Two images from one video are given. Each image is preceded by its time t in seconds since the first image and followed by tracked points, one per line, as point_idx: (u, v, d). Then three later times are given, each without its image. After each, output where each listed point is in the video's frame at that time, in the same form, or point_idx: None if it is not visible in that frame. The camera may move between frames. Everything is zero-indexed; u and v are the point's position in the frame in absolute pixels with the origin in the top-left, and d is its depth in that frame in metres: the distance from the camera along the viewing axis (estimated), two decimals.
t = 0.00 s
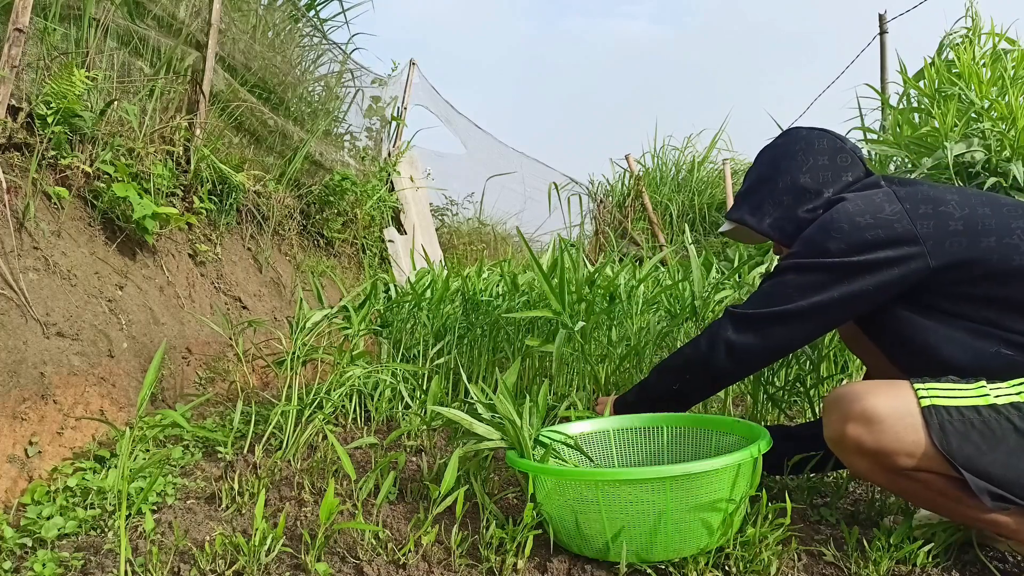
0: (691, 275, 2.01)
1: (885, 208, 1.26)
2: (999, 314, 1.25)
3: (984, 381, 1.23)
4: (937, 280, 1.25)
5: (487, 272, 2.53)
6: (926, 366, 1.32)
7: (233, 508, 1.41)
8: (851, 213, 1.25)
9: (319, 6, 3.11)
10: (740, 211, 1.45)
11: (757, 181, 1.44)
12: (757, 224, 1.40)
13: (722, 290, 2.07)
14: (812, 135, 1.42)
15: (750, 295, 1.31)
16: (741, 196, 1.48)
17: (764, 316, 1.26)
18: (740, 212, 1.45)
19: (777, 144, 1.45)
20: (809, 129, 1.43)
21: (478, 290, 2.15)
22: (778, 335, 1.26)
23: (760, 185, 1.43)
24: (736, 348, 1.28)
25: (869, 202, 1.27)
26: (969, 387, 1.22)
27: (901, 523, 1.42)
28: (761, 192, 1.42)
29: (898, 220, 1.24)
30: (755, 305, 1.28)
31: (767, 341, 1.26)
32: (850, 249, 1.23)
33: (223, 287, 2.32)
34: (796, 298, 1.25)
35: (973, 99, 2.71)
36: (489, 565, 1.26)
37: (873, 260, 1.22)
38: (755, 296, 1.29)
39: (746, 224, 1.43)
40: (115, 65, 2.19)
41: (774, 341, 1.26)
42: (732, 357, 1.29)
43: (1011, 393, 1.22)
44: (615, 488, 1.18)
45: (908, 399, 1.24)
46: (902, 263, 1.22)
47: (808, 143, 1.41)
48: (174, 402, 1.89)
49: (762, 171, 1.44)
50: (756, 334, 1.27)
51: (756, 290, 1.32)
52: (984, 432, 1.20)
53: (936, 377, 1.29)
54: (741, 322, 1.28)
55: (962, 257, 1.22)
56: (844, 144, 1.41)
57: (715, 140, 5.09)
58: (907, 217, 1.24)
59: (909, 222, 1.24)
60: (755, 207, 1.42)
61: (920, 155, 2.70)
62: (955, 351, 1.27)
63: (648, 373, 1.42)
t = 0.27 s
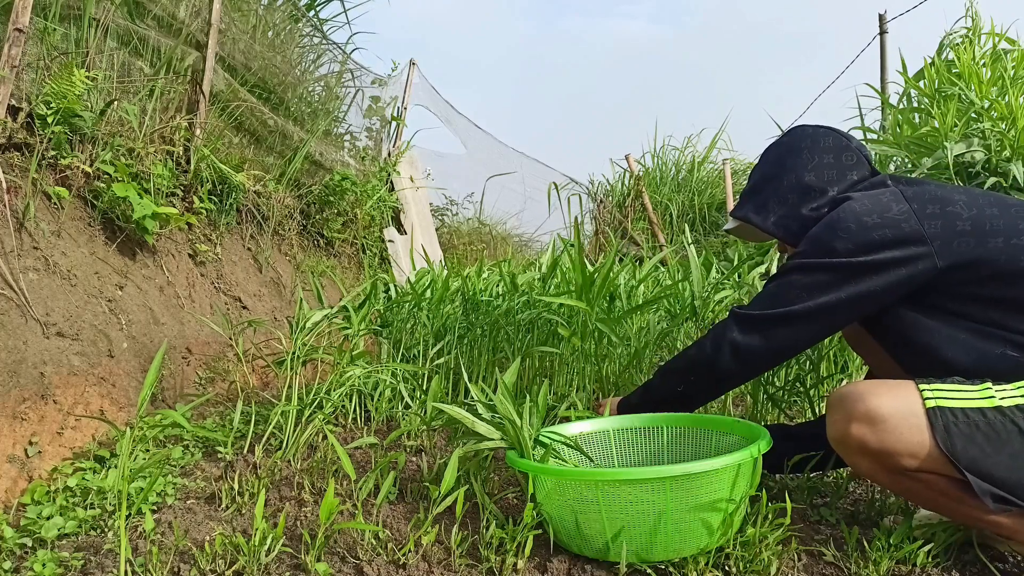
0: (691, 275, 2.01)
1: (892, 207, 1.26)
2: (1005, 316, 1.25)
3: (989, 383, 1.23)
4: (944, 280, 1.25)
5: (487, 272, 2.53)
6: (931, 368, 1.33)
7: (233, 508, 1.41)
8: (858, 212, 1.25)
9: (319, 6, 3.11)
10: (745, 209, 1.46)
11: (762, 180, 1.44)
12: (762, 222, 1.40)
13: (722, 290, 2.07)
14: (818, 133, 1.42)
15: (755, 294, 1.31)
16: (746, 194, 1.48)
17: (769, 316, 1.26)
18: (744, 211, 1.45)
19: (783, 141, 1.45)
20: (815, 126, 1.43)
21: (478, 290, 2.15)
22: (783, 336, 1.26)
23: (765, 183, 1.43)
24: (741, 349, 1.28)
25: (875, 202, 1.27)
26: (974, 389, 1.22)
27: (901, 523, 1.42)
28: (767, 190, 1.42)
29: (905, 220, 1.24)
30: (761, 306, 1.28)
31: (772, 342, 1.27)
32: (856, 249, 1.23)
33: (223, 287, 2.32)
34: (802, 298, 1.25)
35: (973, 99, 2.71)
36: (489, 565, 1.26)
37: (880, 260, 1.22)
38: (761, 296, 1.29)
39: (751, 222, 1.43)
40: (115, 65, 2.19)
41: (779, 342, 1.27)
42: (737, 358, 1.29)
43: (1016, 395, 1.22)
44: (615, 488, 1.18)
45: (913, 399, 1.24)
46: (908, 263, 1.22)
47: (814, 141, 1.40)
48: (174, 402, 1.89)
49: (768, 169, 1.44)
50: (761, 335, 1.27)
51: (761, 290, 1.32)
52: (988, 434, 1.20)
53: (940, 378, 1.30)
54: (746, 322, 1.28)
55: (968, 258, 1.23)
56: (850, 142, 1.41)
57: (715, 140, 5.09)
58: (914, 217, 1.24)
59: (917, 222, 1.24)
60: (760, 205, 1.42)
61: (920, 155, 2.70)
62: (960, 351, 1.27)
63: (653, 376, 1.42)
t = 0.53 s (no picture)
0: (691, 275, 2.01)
1: (896, 205, 1.26)
2: (1007, 316, 1.25)
3: (987, 384, 1.23)
4: (946, 279, 1.25)
5: (487, 272, 2.53)
6: (931, 367, 1.33)
7: (233, 508, 1.41)
8: (863, 210, 1.25)
9: (319, 6, 3.11)
10: (745, 208, 1.45)
11: (762, 178, 1.44)
12: (762, 221, 1.40)
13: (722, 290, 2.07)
14: (818, 132, 1.41)
15: (760, 295, 1.30)
16: (747, 193, 1.48)
17: (776, 317, 1.25)
18: (745, 210, 1.45)
19: (783, 139, 1.44)
20: (815, 126, 1.43)
21: (478, 290, 2.15)
22: (787, 338, 1.26)
23: (766, 182, 1.43)
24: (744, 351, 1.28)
25: (880, 199, 1.27)
26: (971, 389, 1.22)
27: (900, 523, 1.42)
28: (767, 189, 1.42)
29: (908, 218, 1.24)
30: (765, 307, 1.28)
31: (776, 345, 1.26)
32: (862, 247, 1.23)
33: (223, 287, 2.32)
34: (808, 298, 1.24)
35: (973, 99, 2.71)
36: (489, 565, 1.26)
37: (886, 259, 1.22)
38: (764, 298, 1.28)
39: (752, 221, 1.43)
40: (115, 65, 2.19)
41: (784, 345, 1.26)
42: (741, 360, 1.29)
43: (1014, 396, 1.22)
44: (615, 488, 1.18)
45: (909, 399, 1.24)
46: (912, 262, 1.22)
47: (813, 140, 1.40)
48: (174, 402, 1.89)
49: (768, 168, 1.43)
50: (765, 337, 1.27)
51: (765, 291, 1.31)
52: (985, 434, 1.20)
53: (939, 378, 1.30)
54: (752, 323, 1.27)
55: (971, 257, 1.23)
56: (850, 141, 1.41)
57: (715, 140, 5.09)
58: (918, 215, 1.24)
59: (920, 220, 1.24)
60: (760, 204, 1.42)
61: (920, 155, 2.70)
62: (959, 351, 1.28)
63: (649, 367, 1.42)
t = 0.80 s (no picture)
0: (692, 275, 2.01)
1: (906, 204, 1.26)
2: (1015, 316, 1.26)
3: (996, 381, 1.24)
4: (956, 279, 1.26)
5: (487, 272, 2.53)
6: (938, 366, 1.33)
7: (233, 508, 1.41)
8: (872, 209, 1.25)
9: (319, 6, 3.11)
10: (746, 209, 1.45)
11: (763, 177, 1.44)
12: (764, 221, 1.41)
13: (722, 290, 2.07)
14: (819, 131, 1.41)
15: (768, 296, 1.30)
16: (748, 192, 1.48)
17: (786, 318, 1.25)
18: (746, 210, 1.45)
19: (783, 138, 1.44)
20: (814, 125, 1.42)
21: (478, 290, 2.15)
22: (797, 339, 1.26)
23: (767, 180, 1.42)
24: (752, 352, 1.29)
25: (890, 198, 1.26)
26: (981, 386, 1.23)
27: (901, 523, 1.42)
28: (769, 189, 1.42)
29: (919, 218, 1.24)
30: (773, 309, 1.28)
31: (785, 347, 1.27)
32: (873, 246, 1.23)
33: (223, 287, 2.32)
34: (818, 298, 1.24)
35: (973, 99, 2.71)
36: (489, 565, 1.26)
37: (896, 258, 1.22)
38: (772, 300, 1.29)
39: (754, 221, 1.43)
40: (115, 65, 2.19)
41: (793, 347, 1.27)
42: (748, 360, 1.31)
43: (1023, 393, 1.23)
44: (615, 488, 1.18)
45: (920, 395, 1.24)
46: (923, 262, 1.22)
47: (814, 139, 1.40)
48: (174, 402, 1.89)
49: (769, 168, 1.43)
50: (774, 340, 1.27)
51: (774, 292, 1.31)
52: (996, 431, 1.21)
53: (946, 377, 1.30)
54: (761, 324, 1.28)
55: (981, 257, 1.23)
56: (850, 139, 1.41)
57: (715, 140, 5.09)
58: (928, 215, 1.24)
59: (931, 220, 1.24)
60: (762, 204, 1.42)
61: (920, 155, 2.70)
62: (968, 352, 1.29)
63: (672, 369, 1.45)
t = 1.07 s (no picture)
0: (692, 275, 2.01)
1: (908, 210, 1.25)
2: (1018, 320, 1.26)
3: (1005, 382, 1.24)
4: (958, 283, 1.26)
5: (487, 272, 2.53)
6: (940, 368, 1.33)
7: (233, 508, 1.41)
8: (873, 215, 1.25)
9: (319, 6, 3.11)
10: (754, 205, 1.45)
11: (770, 174, 1.44)
12: (773, 219, 1.40)
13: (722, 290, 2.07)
14: (828, 127, 1.41)
15: (773, 300, 1.32)
16: (754, 189, 1.47)
17: (788, 324, 1.27)
18: (754, 206, 1.44)
19: (791, 134, 1.44)
20: (824, 121, 1.42)
21: (478, 290, 2.15)
22: (799, 343, 1.27)
23: (775, 178, 1.42)
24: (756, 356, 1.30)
25: (892, 204, 1.26)
26: (989, 386, 1.23)
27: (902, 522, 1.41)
28: (775, 186, 1.41)
29: (921, 224, 1.24)
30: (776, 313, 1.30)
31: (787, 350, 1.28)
32: (873, 254, 1.23)
33: (223, 287, 2.32)
34: (819, 304, 1.26)
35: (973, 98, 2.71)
36: (489, 565, 1.26)
37: (899, 265, 1.22)
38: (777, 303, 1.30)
39: (760, 219, 1.43)
40: (115, 65, 2.19)
41: (795, 351, 1.28)
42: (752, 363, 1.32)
43: None
44: (615, 488, 1.18)
45: (927, 394, 1.24)
46: (925, 268, 1.23)
47: (824, 136, 1.39)
48: (174, 402, 1.89)
49: (776, 164, 1.43)
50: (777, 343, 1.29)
51: (779, 296, 1.33)
52: (1004, 432, 1.20)
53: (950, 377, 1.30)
54: (764, 329, 1.29)
55: (984, 263, 1.23)
56: (861, 136, 1.41)
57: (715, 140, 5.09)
58: (930, 221, 1.24)
59: (933, 226, 1.24)
60: (769, 201, 1.42)
61: (919, 155, 2.70)
62: (971, 354, 1.28)
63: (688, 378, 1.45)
